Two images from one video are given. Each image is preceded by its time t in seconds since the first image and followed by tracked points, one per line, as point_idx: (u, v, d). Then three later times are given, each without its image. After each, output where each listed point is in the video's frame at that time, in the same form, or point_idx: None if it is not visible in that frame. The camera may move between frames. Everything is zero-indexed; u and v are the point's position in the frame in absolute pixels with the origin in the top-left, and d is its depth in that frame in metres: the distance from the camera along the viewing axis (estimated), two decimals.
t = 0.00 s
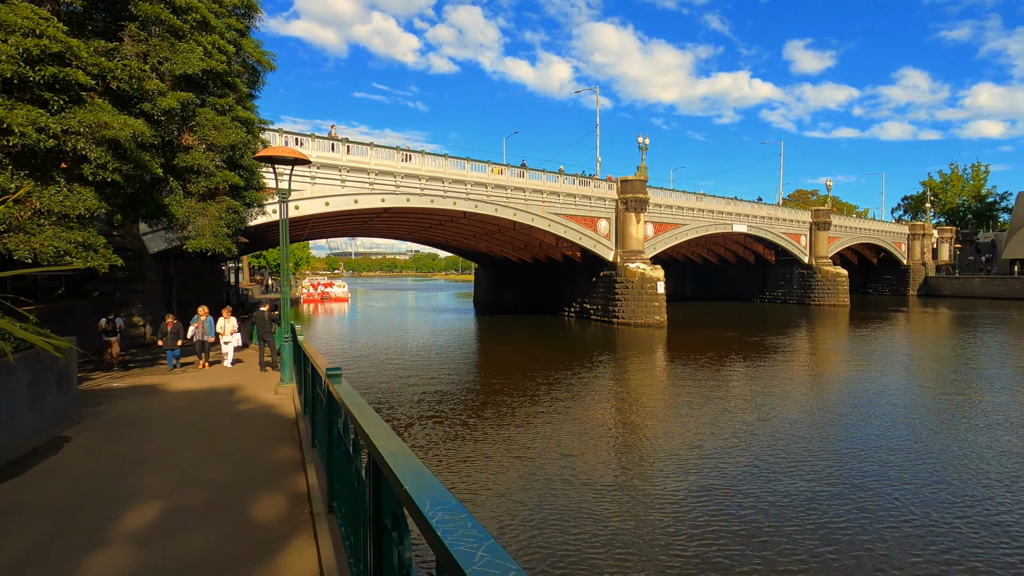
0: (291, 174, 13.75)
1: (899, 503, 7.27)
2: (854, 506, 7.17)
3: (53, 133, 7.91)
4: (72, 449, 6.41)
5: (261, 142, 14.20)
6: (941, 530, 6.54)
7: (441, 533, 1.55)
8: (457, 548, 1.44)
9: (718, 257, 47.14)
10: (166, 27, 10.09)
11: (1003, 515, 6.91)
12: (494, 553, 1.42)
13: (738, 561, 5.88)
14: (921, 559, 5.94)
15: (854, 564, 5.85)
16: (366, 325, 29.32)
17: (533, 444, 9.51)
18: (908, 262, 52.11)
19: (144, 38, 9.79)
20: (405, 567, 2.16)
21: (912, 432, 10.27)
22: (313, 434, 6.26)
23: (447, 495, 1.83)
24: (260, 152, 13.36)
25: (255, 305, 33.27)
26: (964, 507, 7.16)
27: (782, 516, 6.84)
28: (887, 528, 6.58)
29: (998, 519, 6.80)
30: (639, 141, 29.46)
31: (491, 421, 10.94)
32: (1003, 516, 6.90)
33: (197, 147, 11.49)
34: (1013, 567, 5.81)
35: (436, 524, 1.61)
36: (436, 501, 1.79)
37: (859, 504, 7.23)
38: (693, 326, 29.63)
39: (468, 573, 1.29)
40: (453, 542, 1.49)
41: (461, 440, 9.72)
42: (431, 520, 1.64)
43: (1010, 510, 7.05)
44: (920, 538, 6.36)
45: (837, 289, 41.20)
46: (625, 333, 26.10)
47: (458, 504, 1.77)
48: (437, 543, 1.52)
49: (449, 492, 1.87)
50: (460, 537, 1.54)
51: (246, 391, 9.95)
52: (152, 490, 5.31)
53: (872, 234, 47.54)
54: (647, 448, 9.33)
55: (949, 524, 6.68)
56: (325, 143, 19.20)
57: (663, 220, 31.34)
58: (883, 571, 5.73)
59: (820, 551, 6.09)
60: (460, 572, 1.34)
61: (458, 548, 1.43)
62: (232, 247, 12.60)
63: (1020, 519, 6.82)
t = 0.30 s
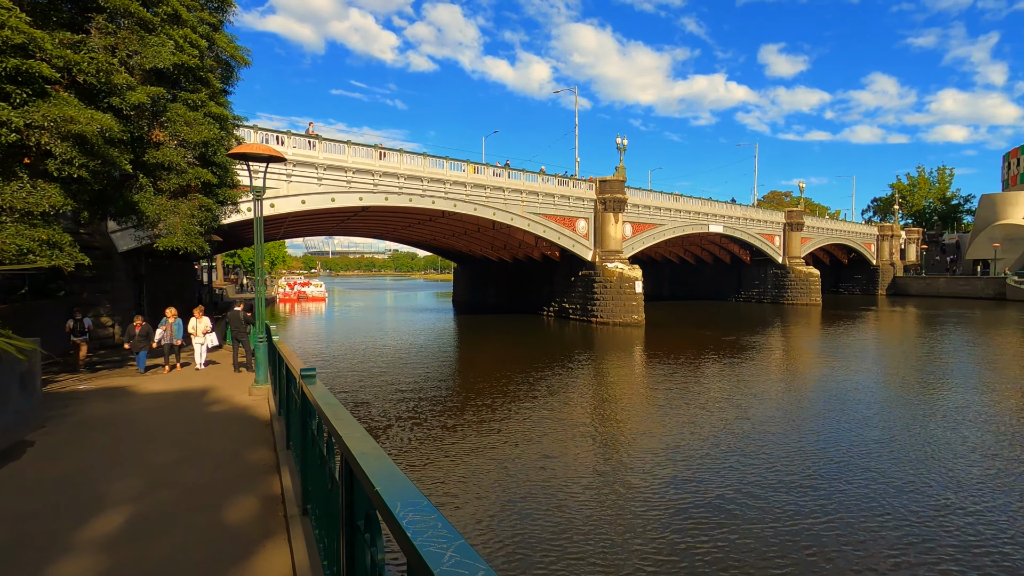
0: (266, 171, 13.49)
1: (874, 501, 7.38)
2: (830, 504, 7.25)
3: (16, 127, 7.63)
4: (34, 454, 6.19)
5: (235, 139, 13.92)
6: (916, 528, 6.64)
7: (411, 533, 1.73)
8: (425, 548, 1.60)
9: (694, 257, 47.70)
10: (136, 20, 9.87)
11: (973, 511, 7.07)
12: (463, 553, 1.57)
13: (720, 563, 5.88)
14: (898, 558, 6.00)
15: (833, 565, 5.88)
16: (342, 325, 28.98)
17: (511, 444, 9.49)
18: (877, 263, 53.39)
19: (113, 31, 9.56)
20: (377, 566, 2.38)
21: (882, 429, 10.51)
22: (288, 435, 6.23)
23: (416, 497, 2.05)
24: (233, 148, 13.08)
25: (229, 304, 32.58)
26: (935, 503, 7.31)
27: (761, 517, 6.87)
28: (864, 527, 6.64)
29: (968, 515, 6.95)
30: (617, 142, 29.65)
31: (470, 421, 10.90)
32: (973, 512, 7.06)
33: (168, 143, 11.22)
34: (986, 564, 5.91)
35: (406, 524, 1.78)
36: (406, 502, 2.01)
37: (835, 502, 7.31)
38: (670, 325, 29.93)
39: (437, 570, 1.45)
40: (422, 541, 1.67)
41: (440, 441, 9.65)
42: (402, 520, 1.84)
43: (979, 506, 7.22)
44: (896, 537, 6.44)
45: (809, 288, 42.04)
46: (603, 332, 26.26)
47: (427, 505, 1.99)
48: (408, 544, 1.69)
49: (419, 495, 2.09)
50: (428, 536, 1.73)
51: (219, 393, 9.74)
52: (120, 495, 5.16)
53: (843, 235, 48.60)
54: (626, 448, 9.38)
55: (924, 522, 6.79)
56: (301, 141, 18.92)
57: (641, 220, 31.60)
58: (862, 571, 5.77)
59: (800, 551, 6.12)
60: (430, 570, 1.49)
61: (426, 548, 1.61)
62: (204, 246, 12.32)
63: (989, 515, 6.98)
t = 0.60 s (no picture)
0: (241, 168, 13.21)
1: (849, 498, 7.49)
2: (809, 503, 7.30)
3: None
4: None
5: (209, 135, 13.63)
6: (893, 527, 6.70)
7: (385, 535, 1.76)
8: (401, 551, 1.64)
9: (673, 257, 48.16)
10: (105, 12, 9.64)
11: (948, 510, 7.17)
12: (434, 555, 1.62)
13: (698, 562, 5.91)
14: (877, 558, 6.04)
15: (814, 565, 5.89)
16: (320, 325, 28.61)
17: (491, 445, 9.46)
18: (850, 263, 54.51)
19: (80, 23, 9.30)
20: (353, 568, 2.41)
21: (856, 427, 10.70)
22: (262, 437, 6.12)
23: (391, 499, 2.08)
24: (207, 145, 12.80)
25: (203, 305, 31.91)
26: (911, 502, 7.40)
27: (742, 517, 6.88)
28: (844, 527, 6.68)
29: (943, 514, 7.05)
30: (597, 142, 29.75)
31: (449, 422, 10.83)
32: (948, 510, 7.15)
33: (138, 138, 10.94)
34: (963, 563, 5.96)
35: (380, 528, 1.82)
36: (380, 505, 2.04)
37: (814, 501, 7.36)
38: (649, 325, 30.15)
39: (410, 572, 1.49)
40: (396, 545, 1.71)
41: (419, 443, 9.53)
42: (376, 523, 1.87)
43: (953, 504, 7.33)
44: (874, 536, 6.48)
45: (784, 287, 42.76)
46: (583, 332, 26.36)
47: (401, 506, 2.02)
48: (382, 548, 1.72)
49: (393, 497, 2.12)
50: (402, 539, 1.76)
51: (192, 395, 9.52)
52: (86, 499, 5.00)
53: (817, 236, 49.52)
54: (605, 447, 9.40)
55: (901, 521, 6.85)
56: (278, 138, 18.61)
57: (620, 220, 31.79)
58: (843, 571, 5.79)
59: (781, 551, 6.12)
60: (403, 572, 1.54)
61: (400, 549, 1.65)
62: (177, 244, 12.03)
63: (964, 513, 7.08)
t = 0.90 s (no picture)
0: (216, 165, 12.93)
1: (825, 495, 7.60)
2: (789, 502, 7.35)
3: None
4: None
5: (183, 132, 13.33)
6: (874, 525, 6.74)
7: (361, 536, 1.73)
8: (379, 552, 1.61)
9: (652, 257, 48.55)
10: (73, 4, 9.40)
11: (925, 506, 7.26)
12: (412, 555, 1.60)
13: (678, 561, 5.94)
14: (858, 556, 6.06)
15: (797, 565, 5.89)
16: (298, 326, 28.23)
17: (472, 446, 9.41)
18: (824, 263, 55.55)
19: (47, 16, 9.05)
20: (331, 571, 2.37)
21: (830, 425, 10.89)
22: (238, 440, 5.99)
23: (368, 500, 2.04)
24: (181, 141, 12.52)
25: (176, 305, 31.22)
26: (887, 498, 7.50)
27: (725, 518, 6.89)
28: (825, 525, 6.71)
29: (921, 510, 7.13)
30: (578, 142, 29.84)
31: (429, 423, 10.74)
32: (925, 506, 7.24)
33: (109, 134, 10.67)
34: (943, 560, 6.00)
35: (357, 529, 1.79)
36: (357, 505, 2.00)
37: (794, 500, 7.42)
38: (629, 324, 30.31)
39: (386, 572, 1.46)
40: (374, 546, 1.67)
41: (399, 445, 9.43)
42: (353, 524, 1.84)
43: (928, 500, 7.43)
44: (854, 534, 6.53)
45: (761, 286, 43.42)
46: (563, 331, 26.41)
47: (378, 507, 1.99)
48: (360, 550, 1.68)
49: (371, 498, 2.08)
50: (379, 540, 1.73)
51: (166, 397, 9.31)
52: (53, 505, 4.84)
53: (793, 236, 50.38)
54: (586, 447, 9.41)
55: (880, 518, 6.91)
56: (254, 135, 18.29)
57: (600, 220, 31.94)
58: (826, 571, 5.80)
59: (765, 552, 6.13)
60: (379, 572, 1.51)
61: (377, 550, 1.62)
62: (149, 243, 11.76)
63: (940, 509, 7.17)
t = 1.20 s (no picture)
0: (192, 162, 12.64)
1: (803, 492, 7.70)
2: (771, 501, 7.38)
3: None
4: None
5: (158, 128, 13.02)
6: (855, 524, 6.79)
7: (339, 538, 1.70)
8: (357, 554, 1.58)
9: (632, 257, 48.90)
10: None
11: (903, 504, 7.35)
12: (391, 555, 1.58)
13: (661, 562, 5.94)
14: (840, 555, 6.11)
15: (780, 564, 5.93)
16: (276, 327, 27.82)
17: (453, 447, 9.36)
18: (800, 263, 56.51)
19: (14, 7, 8.86)
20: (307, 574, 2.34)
21: (808, 424, 11.05)
22: (214, 443, 5.87)
23: (348, 501, 2.00)
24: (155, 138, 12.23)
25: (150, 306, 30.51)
26: (866, 496, 7.59)
27: (706, 517, 6.92)
28: (807, 525, 6.73)
29: (900, 508, 7.21)
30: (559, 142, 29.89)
31: (409, 425, 10.66)
32: (903, 504, 7.32)
33: (79, 130, 10.40)
34: (924, 559, 6.05)
35: (335, 532, 1.75)
36: (336, 507, 1.96)
37: (776, 499, 7.45)
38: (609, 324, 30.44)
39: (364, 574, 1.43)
40: (352, 546, 1.65)
41: (379, 447, 9.33)
42: (331, 526, 1.80)
43: (906, 498, 7.53)
44: (834, 532, 6.60)
45: (738, 286, 44.06)
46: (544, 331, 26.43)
47: (357, 509, 1.95)
48: (336, 553, 1.65)
49: (349, 500, 2.04)
50: (359, 541, 1.70)
51: (139, 399, 9.08)
52: (19, 513, 4.68)
53: (770, 237, 51.15)
54: (567, 448, 9.41)
55: (861, 517, 6.96)
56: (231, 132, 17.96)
57: (581, 220, 32.06)
58: (811, 571, 5.80)
59: (750, 554, 6.12)
60: (357, 574, 1.48)
61: (355, 552, 1.59)
62: (122, 241, 11.46)
63: (918, 507, 7.25)
